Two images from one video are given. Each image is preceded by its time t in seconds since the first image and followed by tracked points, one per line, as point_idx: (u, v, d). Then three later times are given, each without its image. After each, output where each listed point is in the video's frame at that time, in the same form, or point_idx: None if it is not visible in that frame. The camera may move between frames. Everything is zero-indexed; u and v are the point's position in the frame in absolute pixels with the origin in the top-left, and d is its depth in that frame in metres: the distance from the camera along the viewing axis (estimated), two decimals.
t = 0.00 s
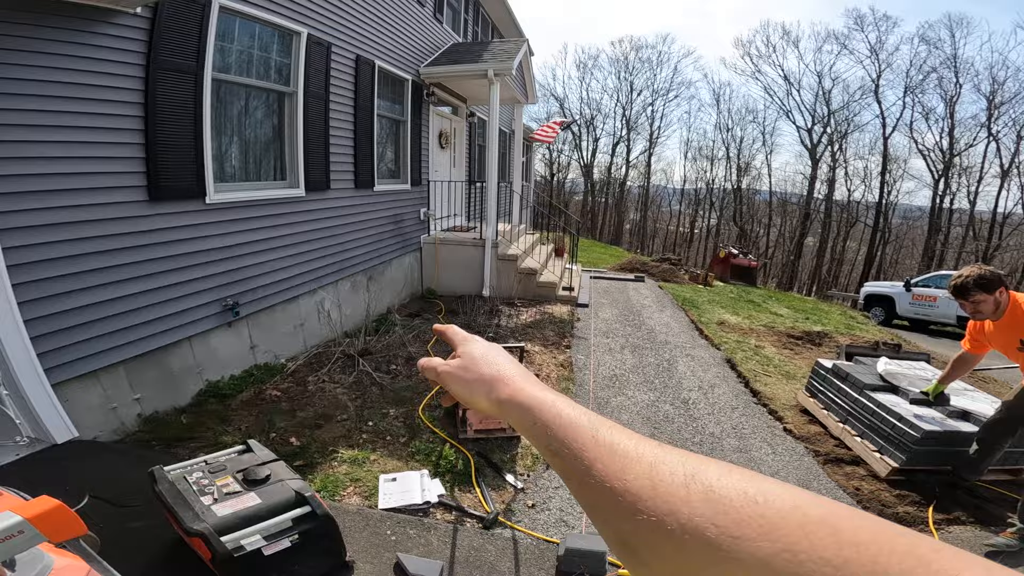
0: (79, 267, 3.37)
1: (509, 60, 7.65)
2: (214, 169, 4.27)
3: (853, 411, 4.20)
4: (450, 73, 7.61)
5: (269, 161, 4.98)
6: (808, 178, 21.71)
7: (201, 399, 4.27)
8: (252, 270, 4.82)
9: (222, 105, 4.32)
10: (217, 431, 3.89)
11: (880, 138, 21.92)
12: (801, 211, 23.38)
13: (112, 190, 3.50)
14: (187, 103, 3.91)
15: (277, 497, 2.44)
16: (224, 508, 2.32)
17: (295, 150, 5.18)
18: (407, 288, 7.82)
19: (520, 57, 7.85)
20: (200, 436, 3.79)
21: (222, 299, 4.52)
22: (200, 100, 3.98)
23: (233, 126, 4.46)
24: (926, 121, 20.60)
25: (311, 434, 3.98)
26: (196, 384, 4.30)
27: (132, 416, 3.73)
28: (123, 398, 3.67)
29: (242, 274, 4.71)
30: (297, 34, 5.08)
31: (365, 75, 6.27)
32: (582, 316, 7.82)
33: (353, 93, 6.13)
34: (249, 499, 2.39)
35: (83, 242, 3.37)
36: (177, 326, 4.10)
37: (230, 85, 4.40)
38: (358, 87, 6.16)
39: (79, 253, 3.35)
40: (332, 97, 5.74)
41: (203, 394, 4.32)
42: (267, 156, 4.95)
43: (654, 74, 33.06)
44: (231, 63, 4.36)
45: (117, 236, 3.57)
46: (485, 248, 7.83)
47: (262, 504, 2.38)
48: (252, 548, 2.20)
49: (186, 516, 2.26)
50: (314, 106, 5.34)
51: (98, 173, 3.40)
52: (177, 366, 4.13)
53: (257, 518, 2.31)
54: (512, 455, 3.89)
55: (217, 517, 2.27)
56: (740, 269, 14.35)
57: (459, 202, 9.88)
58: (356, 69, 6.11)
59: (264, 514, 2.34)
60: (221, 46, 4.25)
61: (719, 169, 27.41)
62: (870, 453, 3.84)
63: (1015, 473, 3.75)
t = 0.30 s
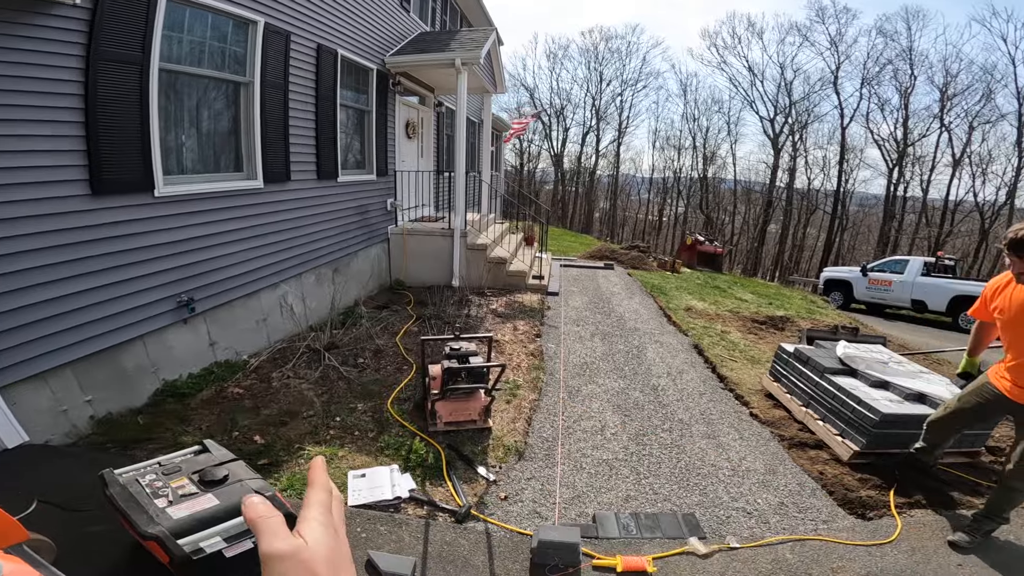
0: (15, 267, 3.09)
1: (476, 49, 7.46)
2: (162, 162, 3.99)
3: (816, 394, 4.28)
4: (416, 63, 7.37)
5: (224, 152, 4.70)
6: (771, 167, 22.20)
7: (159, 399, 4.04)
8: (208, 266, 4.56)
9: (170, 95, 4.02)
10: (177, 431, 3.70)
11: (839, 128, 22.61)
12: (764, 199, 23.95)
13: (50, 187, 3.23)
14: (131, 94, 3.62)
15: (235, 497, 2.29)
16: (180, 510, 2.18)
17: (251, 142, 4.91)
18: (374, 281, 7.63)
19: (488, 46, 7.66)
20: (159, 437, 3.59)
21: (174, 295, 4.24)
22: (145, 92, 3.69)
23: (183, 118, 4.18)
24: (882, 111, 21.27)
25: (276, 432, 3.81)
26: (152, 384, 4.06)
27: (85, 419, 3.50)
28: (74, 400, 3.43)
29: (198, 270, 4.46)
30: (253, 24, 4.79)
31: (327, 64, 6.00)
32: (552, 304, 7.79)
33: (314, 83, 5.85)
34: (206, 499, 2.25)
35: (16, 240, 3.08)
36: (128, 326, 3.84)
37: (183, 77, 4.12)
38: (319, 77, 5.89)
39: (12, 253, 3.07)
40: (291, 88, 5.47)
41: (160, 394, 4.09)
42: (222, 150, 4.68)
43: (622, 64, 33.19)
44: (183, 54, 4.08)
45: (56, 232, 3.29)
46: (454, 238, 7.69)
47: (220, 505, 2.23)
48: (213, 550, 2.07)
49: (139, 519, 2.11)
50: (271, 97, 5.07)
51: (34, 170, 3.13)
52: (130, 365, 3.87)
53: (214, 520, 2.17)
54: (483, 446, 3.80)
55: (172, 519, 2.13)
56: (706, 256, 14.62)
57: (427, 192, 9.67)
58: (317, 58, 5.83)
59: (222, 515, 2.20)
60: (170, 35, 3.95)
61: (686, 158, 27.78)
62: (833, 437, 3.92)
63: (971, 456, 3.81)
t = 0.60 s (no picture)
0: None
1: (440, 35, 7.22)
2: (102, 151, 3.67)
3: (776, 375, 4.38)
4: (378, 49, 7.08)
5: (172, 143, 4.39)
6: (733, 155, 22.64)
7: (109, 397, 3.78)
8: (160, 258, 4.26)
9: (108, 87, 3.70)
10: (129, 430, 3.47)
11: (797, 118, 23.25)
12: (726, 186, 24.45)
13: None
14: (66, 83, 3.32)
15: (187, 494, 2.09)
16: (127, 510, 1.96)
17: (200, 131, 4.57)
18: (338, 271, 7.38)
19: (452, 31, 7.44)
20: (111, 436, 3.37)
21: (121, 288, 3.92)
22: (81, 81, 3.39)
23: (128, 109, 3.89)
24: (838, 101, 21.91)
25: (235, 427, 3.62)
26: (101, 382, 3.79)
27: (30, 421, 3.26)
28: (17, 402, 3.19)
29: (149, 264, 4.16)
30: (202, 11, 4.48)
31: (283, 52, 5.70)
32: (520, 290, 7.73)
33: (270, 70, 5.55)
34: (156, 497, 2.04)
35: None
36: (72, 323, 3.55)
37: (123, 66, 3.80)
38: (274, 65, 5.58)
39: None
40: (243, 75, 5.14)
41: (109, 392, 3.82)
42: (171, 142, 4.38)
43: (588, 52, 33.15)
44: (123, 42, 3.76)
45: None
46: (419, 226, 7.52)
47: (172, 503, 2.04)
48: (165, 550, 1.91)
49: (85, 519, 1.89)
50: (222, 84, 4.76)
51: None
52: (76, 363, 3.60)
53: (165, 518, 1.97)
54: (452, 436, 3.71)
55: (120, 519, 1.91)
56: (670, 241, 14.86)
57: (391, 179, 9.41)
58: (272, 45, 5.54)
59: (174, 512, 2.01)
60: (110, 22, 3.64)
61: (651, 146, 28.05)
62: (794, 418, 4.00)
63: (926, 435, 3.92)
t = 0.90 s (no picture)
0: None
1: (403, 29, 7.09)
2: (40, 149, 3.45)
3: (737, 362, 4.52)
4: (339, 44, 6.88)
5: (118, 140, 4.18)
6: (695, 147, 23.12)
7: (59, 405, 3.59)
8: (108, 260, 4.05)
9: (46, 84, 3.50)
10: (82, 437, 3.31)
11: (754, 112, 23.97)
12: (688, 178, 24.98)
13: None
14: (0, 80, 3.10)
15: (146, 500, 1.99)
16: (84, 517, 1.86)
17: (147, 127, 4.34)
18: (299, 268, 7.19)
19: (416, 27, 7.32)
20: (62, 444, 3.20)
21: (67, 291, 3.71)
22: (16, 76, 3.18)
23: (69, 107, 3.69)
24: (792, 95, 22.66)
25: (195, 431, 3.49)
26: (50, 389, 3.60)
27: None
28: None
29: (97, 266, 3.95)
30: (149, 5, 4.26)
31: (237, 46, 5.48)
32: (486, 284, 7.72)
33: (222, 63, 5.32)
34: (115, 503, 1.94)
35: None
36: (15, 329, 3.34)
37: (58, 63, 3.57)
38: (227, 59, 5.36)
39: None
40: (194, 71, 4.91)
41: (59, 399, 3.63)
42: (117, 140, 4.16)
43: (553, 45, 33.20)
44: (59, 41, 3.53)
45: None
46: (383, 222, 7.41)
47: (132, 509, 1.94)
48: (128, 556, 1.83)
49: (41, 527, 1.79)
50: (171, 80, 4.54)
51: None
52: (21, 370, 3.40)
53: (125, 525, 1.88)
54: (421, 432, 3.68)
55: (78, 526, 1.82)
56: (635, 233, 15.12)
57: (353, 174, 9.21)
58: (225, 40, 5.33)
59: (136, 518, 1.91)
60: (49, 18, 3.43)
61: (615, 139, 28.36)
62: (755, 404, 4.14)
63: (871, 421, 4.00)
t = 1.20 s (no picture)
0: None
1: (389, 24, 7.01)
2: (17, 148, 3.38)
3: (723, 356, 4.57)
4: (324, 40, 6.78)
5: (97, 138, 4.09)
6: (680, 143, 23.29)
7: (40, 407, 3.52)
8: (88, 259, 3.95)
9: (22, 82, 3.42)
10: (65, 439, 3.25)
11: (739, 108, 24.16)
12: (674, 173, 25.16)
13: None
14: None
15: (131, 501, 1.96)
16: (69, 519, 1.82)
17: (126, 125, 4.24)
18: (285, 266, 7.09)
19: (402, 22, 7.24)
20: (45, 447, 3.14)
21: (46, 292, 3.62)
22: None
23: (45, 105, 3.62)
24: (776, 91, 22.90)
25: (181, 431, 3.44)
26: (31, 391, 3.52)
27: None
28: None
29: (77, 265, 3.86)
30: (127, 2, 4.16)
31: (218, 42, 5.37)
32: (474, 280, 7.70)
33: (203, 58, 5.22)
34: (99, 506, 1.91)
35: None
36: None
37: (32, 59, 3.47)
38: (208, 55, 5.26)
39: None
40: (174, 68, 4.80)
41: (39, 401, 3.55)
42: (95, 138, 4.07)
43: (540, 40, 33.09)
44: (35, 36, 3.44)
45: None
46: (370, 218, 7.36)
47: (118, 510, 1.91)
48: (115, 558, 1.79)
49: (25, 529, 1.75)
50: (151, 77, 4.44)
51: None
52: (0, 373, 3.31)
53: (111, 526, 1.85)
54: (410, 429, 3.67)
55: (63, 529, 1.78)
56: (622, 227, 15.18)
57: (339, 170, 9.11)
58: (206, 36, 5.22)
59: (122, 520, 1.88)
60: (24, 15, 3.34)
61: (602, 135, 28.43)
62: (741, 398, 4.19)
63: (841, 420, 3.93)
